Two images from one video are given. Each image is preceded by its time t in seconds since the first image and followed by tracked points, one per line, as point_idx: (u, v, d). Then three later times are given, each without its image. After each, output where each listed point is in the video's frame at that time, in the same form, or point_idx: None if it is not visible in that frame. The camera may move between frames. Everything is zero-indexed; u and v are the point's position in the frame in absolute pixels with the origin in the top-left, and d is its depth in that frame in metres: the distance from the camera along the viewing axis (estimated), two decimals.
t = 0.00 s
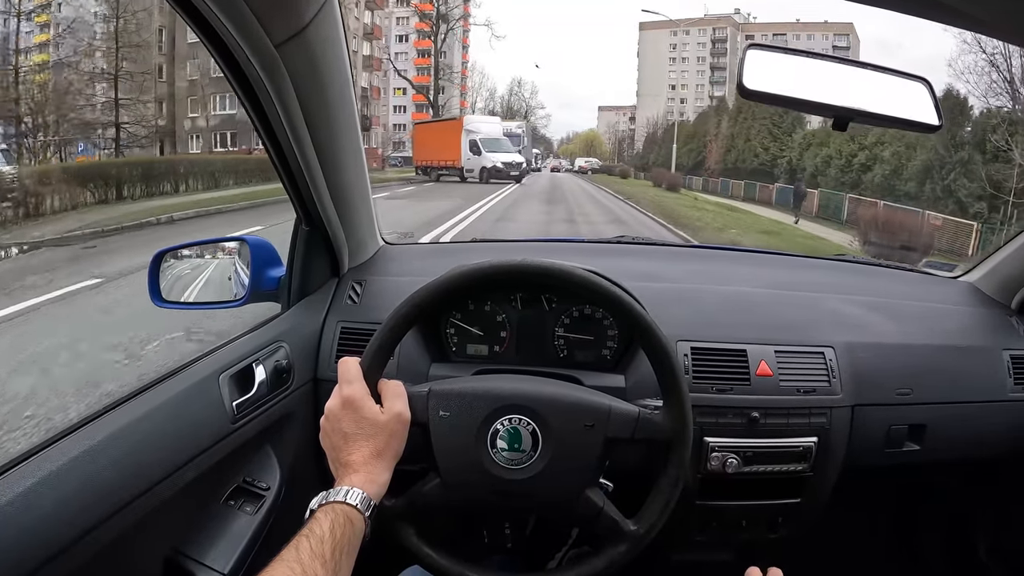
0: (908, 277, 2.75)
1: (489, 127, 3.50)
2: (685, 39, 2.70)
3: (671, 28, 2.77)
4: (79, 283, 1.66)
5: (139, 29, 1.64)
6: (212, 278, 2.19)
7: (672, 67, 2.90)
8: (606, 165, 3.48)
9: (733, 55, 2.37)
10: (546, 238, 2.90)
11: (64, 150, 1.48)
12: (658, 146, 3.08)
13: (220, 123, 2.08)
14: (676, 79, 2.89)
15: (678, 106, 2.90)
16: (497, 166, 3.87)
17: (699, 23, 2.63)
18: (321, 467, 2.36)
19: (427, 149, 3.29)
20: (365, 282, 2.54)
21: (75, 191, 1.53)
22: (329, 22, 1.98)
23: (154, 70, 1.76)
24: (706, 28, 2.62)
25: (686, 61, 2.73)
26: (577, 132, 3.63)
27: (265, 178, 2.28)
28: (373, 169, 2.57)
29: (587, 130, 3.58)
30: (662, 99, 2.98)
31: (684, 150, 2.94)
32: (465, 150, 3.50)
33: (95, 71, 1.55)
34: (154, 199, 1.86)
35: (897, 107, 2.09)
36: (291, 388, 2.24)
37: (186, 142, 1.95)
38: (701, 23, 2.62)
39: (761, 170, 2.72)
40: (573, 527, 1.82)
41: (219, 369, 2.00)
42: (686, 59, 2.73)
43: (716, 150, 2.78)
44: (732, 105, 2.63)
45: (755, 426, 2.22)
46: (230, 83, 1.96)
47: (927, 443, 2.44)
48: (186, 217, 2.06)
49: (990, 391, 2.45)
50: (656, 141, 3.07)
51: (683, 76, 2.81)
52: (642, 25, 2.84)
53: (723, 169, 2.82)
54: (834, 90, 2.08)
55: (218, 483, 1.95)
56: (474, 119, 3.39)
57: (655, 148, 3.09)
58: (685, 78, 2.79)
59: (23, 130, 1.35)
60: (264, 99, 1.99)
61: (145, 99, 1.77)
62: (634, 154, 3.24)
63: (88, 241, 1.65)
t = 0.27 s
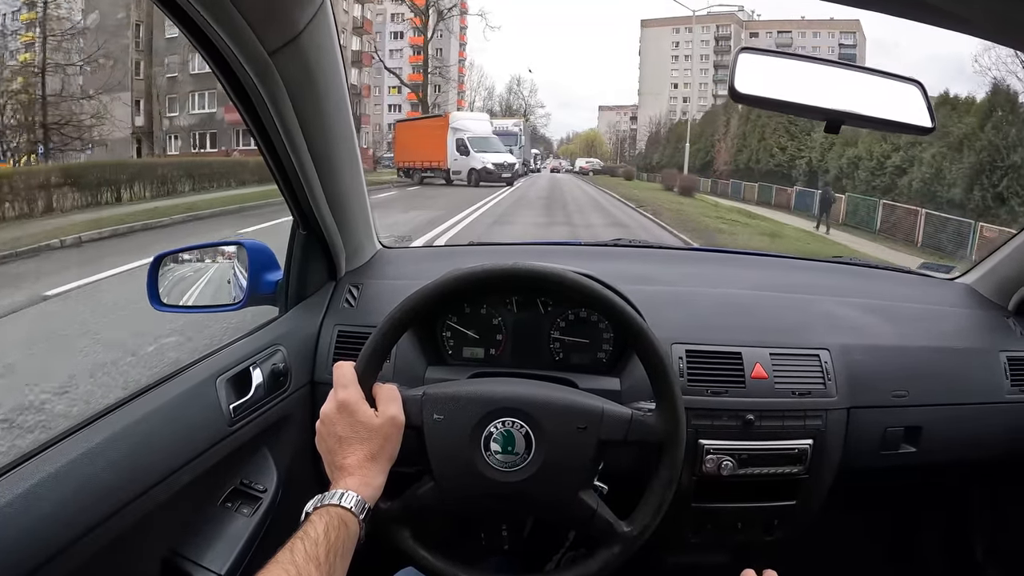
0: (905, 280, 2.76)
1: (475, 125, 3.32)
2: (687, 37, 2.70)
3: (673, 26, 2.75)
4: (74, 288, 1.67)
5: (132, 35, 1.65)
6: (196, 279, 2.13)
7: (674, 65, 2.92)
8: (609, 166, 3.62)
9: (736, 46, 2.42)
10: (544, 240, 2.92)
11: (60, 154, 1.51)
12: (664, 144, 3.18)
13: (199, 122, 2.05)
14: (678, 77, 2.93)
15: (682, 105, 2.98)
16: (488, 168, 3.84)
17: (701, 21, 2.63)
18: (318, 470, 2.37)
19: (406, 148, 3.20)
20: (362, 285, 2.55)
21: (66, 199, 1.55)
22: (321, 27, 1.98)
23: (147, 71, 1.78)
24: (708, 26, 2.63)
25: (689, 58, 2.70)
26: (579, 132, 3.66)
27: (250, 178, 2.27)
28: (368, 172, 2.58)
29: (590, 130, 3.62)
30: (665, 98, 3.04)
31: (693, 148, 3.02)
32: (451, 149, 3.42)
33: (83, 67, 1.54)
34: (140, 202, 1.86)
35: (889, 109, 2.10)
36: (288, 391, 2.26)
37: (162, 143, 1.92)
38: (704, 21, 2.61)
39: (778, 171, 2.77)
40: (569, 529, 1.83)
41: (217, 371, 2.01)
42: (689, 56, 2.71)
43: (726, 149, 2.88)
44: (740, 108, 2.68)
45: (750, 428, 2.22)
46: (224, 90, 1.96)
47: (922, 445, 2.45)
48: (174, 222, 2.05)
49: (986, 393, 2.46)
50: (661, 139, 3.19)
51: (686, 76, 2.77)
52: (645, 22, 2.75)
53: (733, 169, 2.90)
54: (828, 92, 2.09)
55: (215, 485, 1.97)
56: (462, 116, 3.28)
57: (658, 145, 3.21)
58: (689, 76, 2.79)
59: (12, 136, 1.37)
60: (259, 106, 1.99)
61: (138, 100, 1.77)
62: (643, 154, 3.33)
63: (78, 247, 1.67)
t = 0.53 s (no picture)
0: (914, 278, 2.74)
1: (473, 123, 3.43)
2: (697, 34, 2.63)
3: (682, 23, 2.74)
4: (63, 292, 1.61)
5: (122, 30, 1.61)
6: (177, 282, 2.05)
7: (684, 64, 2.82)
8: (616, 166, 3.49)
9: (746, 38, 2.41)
10: (552, 238, 2.90)
11: (59, 148, 1.50)
12: (676, 146, 3.02)
13: (184, 122, 1.94)
14: (688, 74, 2.81)
15: (690, 104, 2.85)
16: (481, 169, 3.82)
17: (713, 17, 2.56)
18: (325, 467, 2.36)
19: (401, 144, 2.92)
20: (369, 282, 2.54)
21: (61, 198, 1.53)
22: (330, 21, 1.97)
23: (130, 68, 1.70)
24: (719, 23, 2.54)
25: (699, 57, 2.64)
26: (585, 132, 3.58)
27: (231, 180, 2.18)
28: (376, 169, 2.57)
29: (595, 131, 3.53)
30: (674, 98, 2.90)
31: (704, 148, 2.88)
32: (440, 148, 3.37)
33: (78, 57, 1.53)
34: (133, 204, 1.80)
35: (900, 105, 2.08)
36: (295, 387, 2.25)
37: (146, 144, 1.81)
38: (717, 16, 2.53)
39: (804, 173, 2.68)
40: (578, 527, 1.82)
41: (223, 367, 2.00)
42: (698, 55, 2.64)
43: (744, 151, 2.75)
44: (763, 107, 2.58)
45: (759, 427, 2.21)
46: (231, 84, 1.95)
47: (932, 445, 2.43)
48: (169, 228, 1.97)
49: (997, 393, 2.43)
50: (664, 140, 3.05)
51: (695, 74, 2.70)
52: (653, 19, 2.79)
53: (751, 171, 2.80)
54: (837, 88, 2.07)
55: (221, 481, 1.96)
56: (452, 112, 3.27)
57: (669, 147, 3.04)
58: (698, 75, 2.71)
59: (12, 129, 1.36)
60: (266, 100, 1.99)
61: (119, 98, 1.70)
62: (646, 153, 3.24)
63: (73, 248, 1.64)
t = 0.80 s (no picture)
0: (935, 284, 2.71)
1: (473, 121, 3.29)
2: (720, 30, 2.70)
3: (702, 20, 2.78)
4: (58, 296, 1.57)
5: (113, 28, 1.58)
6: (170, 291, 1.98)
7: (705, 62, 2.84)
8: (637, 166, 3.45)
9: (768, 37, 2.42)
10: (571, 241, 2.90)
11: (71, 153, 1.51)
12: (699, 146, 3.05)
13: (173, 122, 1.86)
14: (710, 74, 2.86)
15: (712, 104, 2.89)
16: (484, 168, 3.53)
17: (735, 13, 2.62)
18: (344, 468, 2.37)
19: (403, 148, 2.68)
20: (389, 284, 2.54)
21: (64, 206, 1.50)
22: (352, 24, 1.98)
23: (120, 65, 1.65)
24: (740, 19, 2.63)
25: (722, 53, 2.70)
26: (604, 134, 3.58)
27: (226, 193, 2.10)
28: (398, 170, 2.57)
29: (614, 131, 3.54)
30: (695, 96, 2.93)
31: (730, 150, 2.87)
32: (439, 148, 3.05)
33: (71, 57, 1.50)
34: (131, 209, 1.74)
35: (921, 111, 2.05)
36: (315, 388, 2.26)
37: (136, 146, 1.73)
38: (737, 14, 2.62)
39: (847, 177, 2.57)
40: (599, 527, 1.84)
41: (244, 369, 2.02)
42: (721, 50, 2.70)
43: (774, 154, 2.69)
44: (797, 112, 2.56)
45: (777, 433, 2.20)
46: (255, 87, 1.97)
47: (951, 452, 2.41)
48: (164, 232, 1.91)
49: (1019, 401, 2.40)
50: (688, 139, 3.10)
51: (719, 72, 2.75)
52: (673, 16, 2.79)
53: (784, 172, 2.69)
54: (857, 93, 2.06)
55: (242, 481, 1.97)
56: (452, 108, 3.06)
57: (692, 147, 3.09)
58: (721, 72, 2.75)
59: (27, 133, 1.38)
60: (290, 103, 2.00)
61: (111, 98, 1.64)
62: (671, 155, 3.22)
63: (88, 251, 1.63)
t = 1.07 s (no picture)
0: (965, 288, 2.67)
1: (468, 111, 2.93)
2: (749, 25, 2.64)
3: (732, 14, 2.72)
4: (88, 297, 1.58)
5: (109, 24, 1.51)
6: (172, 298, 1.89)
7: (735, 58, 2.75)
8: (667, 166, 3.35)
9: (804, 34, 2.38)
10: (597, 243, 2.90)
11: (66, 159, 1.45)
12: (733, 146, 2.88)
13: (171, 121, 1.80)
14: (740, 69, 2.73)
15: (744, 101, 2.75)
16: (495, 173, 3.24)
17: (764, 7, 2.58)
18: (372, 468, 2.37)
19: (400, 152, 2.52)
20: (419, 285, 2.54)
21: (65, 211, 1.44)
22: (385, 29, 2.00)
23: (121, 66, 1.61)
24: (772, 14, 2.59)
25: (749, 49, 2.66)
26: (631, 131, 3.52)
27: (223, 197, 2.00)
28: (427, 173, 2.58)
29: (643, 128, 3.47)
30: (726, 92, 2.80)
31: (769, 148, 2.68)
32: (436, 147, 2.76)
33: (76, 57, 1.45)
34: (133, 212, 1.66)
35: (956, 113, 1.99)
36: (345, 389, 2.27)
37: (137, 147, 1.69)
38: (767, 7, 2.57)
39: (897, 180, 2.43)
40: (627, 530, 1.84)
41: (274, 368, 2.03)
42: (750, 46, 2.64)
43: (822, 152, 2.54)
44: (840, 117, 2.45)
45: (806, 438, 2.18)
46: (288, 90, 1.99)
47: (981, 460, 2.38)
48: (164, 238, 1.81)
49: None
50: (718, 138, 2.96)
51: (749, 68, 2.68)
52: (703, 10, 2.77)
53: (831, 173, 2.57)
54: (889, 95, 2.01)
55: (271, 480, 1.98)
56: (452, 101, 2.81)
57: (726, 145, 2.91)
58: (752, 69, 2.66)
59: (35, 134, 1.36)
60: (322, 107, 2.02)
61: (110, 97, 1.61)
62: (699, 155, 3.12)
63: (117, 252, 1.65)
